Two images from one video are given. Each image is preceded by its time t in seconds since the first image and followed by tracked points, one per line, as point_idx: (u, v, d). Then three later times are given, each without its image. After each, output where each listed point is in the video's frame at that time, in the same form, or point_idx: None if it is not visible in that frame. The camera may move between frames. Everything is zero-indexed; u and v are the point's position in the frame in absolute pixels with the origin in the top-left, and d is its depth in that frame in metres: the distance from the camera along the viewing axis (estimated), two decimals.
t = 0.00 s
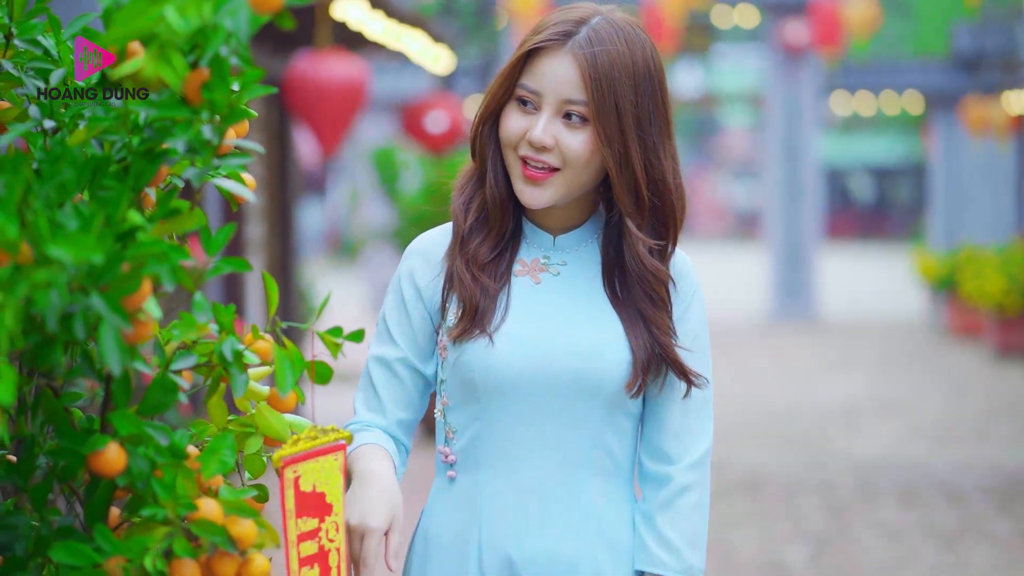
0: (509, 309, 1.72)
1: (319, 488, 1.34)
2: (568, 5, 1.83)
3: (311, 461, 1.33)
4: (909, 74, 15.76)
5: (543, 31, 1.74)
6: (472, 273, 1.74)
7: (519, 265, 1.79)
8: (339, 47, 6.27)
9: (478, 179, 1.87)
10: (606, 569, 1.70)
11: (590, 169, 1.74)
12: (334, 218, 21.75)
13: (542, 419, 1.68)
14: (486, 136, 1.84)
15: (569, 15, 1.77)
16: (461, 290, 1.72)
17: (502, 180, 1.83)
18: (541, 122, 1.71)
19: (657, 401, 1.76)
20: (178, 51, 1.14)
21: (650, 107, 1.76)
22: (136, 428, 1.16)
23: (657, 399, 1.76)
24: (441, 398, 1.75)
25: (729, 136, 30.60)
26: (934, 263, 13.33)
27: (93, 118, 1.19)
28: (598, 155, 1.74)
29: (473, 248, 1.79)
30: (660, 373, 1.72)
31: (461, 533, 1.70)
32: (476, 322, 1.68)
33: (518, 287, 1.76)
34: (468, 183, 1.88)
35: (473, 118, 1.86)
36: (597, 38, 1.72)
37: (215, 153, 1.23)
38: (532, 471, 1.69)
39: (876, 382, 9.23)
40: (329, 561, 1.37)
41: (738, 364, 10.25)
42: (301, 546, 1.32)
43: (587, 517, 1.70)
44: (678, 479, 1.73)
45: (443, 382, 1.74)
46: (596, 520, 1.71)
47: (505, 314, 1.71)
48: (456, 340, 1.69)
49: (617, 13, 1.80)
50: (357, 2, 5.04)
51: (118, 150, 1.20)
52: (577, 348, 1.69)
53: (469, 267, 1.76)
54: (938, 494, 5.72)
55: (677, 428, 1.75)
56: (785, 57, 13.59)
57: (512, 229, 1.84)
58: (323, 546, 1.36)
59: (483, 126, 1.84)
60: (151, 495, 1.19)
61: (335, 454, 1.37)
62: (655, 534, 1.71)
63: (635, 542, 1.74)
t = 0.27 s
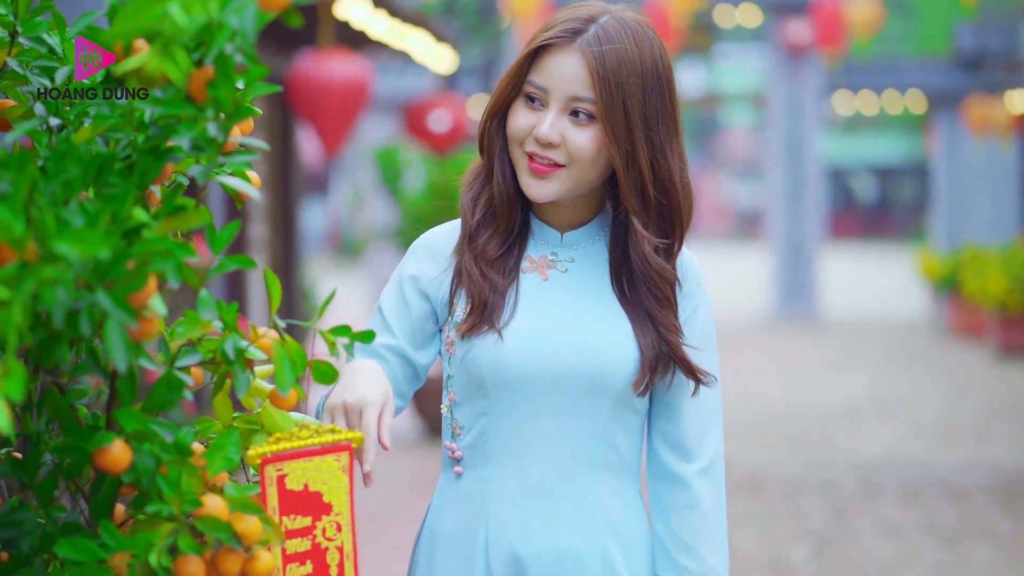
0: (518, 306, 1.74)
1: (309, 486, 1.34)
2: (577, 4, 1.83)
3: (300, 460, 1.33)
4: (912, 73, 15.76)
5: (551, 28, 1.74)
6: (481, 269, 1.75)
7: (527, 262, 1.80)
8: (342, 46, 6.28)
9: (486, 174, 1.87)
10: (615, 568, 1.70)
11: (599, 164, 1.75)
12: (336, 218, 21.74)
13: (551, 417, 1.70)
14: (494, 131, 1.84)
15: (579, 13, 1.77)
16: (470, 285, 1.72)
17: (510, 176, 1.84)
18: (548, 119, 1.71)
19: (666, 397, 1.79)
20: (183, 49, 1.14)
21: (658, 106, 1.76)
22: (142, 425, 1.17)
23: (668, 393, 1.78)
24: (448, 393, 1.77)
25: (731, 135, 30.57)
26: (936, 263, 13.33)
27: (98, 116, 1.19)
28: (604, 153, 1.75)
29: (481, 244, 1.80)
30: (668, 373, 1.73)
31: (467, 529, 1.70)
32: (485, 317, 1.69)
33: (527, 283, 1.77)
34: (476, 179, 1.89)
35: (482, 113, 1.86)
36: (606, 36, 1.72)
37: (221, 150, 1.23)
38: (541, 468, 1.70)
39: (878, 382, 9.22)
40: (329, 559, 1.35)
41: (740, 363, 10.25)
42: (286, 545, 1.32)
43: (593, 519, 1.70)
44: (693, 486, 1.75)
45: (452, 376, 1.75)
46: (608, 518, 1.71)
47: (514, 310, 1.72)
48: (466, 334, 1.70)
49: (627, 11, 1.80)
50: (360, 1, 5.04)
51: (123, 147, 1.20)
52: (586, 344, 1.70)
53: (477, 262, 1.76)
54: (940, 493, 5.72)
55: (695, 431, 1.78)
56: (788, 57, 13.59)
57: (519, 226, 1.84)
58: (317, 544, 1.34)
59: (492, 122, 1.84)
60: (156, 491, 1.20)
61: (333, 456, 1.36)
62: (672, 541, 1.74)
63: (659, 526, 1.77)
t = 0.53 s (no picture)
0: (526, 302, 1.74)
1: (343, 473, 1.44)
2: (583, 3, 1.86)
3: (331, 446, 1.43)
4: (914, 73, 15.76)
5: (561, 25, 1.77)
6: (489, 264, 1.75)
7: (534, 259, 1.81)
8: (344, 46, 6.28)
9: (493, 172, 1.88)
10: (621, 567, 1.71)
11: (605, 161, 1.76)
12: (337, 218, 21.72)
13: (561, 414, 1.70)
14: (502, 127, 1.85)
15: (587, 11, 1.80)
16: (478, 281, 1.72)
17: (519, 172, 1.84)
18: (556, 116, 1.73)
19: (675, 396, 1.84)
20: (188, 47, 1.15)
21: (666, 105, 1.79)
22: (146, 421, 1.17)
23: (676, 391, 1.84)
24: (455, 390, 1.76)
25: (733, 135, 30.54)
26: (939, 262, 13.32)
27: (103, 114, 1.19)
28: (612, 150, 1.76)
29: (490, 240, 1.80)
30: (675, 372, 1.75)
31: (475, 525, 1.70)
32: (493, 314, 1.69)
33: (535, 280, 1.78)
34: (484, 175, 1.89)
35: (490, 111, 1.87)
36: (615, 34, 1.75)
37: (226, 148, 1.24)
38: (548, 465, 1.70)
39: (880, 382, 9.21)
40: (367, 546, 1.44)
41: (741, 362, 10.24)
42: (321, 529, 1.43)
43: (603, 518, 1.71)
44: (707, 485, 1.82)
45: (459, 373, 1.75)
46: (617, 516, 1.73)
47: (523, 306, 1.72)
48: (474, 330, 1.70)
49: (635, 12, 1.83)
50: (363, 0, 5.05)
51: (129, 145, 1.20)
52: (595, 339, 1.71)
53: (485, 259, 1.76)
54: (943, 491, 5.73)
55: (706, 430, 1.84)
56: (790, 57, 13.58)
57: (527, 223, 1.84)
58: (355, 529, 1.44)
59: (500, 119, 1.85)
60: (161, 488, 1.20)
61: (368, 446, 1.45)
62: (685, 540, 1.82)
63: (673, 519, 1.84)
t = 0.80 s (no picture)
0: (531, 301, 1.75)
1: (352, 468, 1.44)
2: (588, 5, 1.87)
3: (339, 443, 1.43)
4: (914, 73, 15.77)
5: (567, 25, 1.78)
6: (495, 262, 1.77)
7: (539, 257, 1.82)
8: (344, 46, 6.29)
9: (499, 170, 1.89)
10: (623, 567, 1.73)
11: (610, 159, 1.77)
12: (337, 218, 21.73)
13: (566, 411, 1.72)
14: (508, 126, 1.86)
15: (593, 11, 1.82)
16: (484, 278, 1.74)
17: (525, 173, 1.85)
18: (562, 113, 1.74)
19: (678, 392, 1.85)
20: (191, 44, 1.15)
21: (671, 105, 1.80)
22: (148, 418, 1.17)
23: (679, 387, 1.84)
24: (459, 387, 1.77)
25: (733, 135, 30.54)
26: (939, 262, 13.33)
27: (104, 112, 1.19)
28: (617, 148, 1.77)
29: (495, 239, 1.81)
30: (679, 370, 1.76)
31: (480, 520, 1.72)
32: (497, 311, 1.70)
33: (540, 277, 1.79)
34: (490, 174, 1.90)
35: (497, 110, 1.88)
36: (620, 33, 1.76)
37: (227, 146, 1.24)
38: (553, 462, 1.72)
39: (880, 381, 9.22)
40: (382, 541, 1.44)
41: (741, 362, 10.23)
42: (337, 523, 1.43)
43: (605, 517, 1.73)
44: (710, 484, 1.83)
45: (463, 369, 1.76)
46: (620, 514, 1.75)
47: (527, 305, 1.74)
48: (479, 327, 1.71)
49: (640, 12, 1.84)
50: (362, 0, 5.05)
51: (130, 143, 1.20)
52: (600, 335, 1.73)
53: (491, 256, 1.78)
54: (943, 491, 5.73)
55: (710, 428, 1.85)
56: (790, 57, 13.58)
57: (532, 221, 1.85)
58: (369, 525, 1.44)
59: (506, 119, 1.86)
60: (162, 485, 1.20)
61: (371, 441, 1.44)
62: (686, 537, 1.83)
63: (673, 517, 1.86)
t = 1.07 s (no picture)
0: (536, 299, 1.76)
1: (347, 463, 1.43)
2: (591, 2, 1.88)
3: (335, 436, 1.43)
4: (912, 74, 15.80)
5: (574, 22, 1.79)
6: (501, 260, 1.78)
7: (544, 255, 1.83)
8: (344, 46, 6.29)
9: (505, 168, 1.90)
10: (627, 565, 1.74)
11: (615, 157, 1.78)
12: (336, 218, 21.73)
13: (570, 408, 1.73)
14: (514, 123, 1.87)
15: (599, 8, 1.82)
16: (490, 276, 1.75)
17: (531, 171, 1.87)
18: (567, 111, 1.75)
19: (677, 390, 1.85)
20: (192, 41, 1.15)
21: (676, 102, 1.81)
22: (148, 415, 1.17)
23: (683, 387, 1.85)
24: (464, 384, 1.79)
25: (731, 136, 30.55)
26: (937, 263, 13.34)
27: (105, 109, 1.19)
28: (623, 146, 1.78)
29: (501, 236, 1.82)
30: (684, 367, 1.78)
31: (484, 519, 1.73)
32: (504, 308, 1.72)
33: (544, 275, 1.80)
34: (497, 172, 1.92)
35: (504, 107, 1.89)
36: (626, 31, 1.77)
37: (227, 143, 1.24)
38: (557, 459, 1.73)
39: (879, 381, 9.23)
40: (370, 539, 1.42)
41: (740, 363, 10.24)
42: (331, 513, 1.44)
43: (609, 514, 1.74)
44: (712, 480, 1.83)
45: (469, 366, 1.77)
46: (624, 511, 1.75)
47: (532, 302, 1.75)
48: (485, 323, 1.72)
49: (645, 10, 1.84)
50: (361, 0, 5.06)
51: (131, 140, 1.21)
52: (599, 333, 1.73)
53: (497, 254, 1.79)
54: (943, 491, 5.73)
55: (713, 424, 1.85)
56: (788, 57, 13.60)
57: (538, 219, 1.87)
58: (360, 520, 1.43)
59: (513, 117, 1.87)
60: (162, 482, 1.20)
61: (364, 441, 1.42)
62: (684, 536, 1.83)
63: (672, 516, 1.86)
